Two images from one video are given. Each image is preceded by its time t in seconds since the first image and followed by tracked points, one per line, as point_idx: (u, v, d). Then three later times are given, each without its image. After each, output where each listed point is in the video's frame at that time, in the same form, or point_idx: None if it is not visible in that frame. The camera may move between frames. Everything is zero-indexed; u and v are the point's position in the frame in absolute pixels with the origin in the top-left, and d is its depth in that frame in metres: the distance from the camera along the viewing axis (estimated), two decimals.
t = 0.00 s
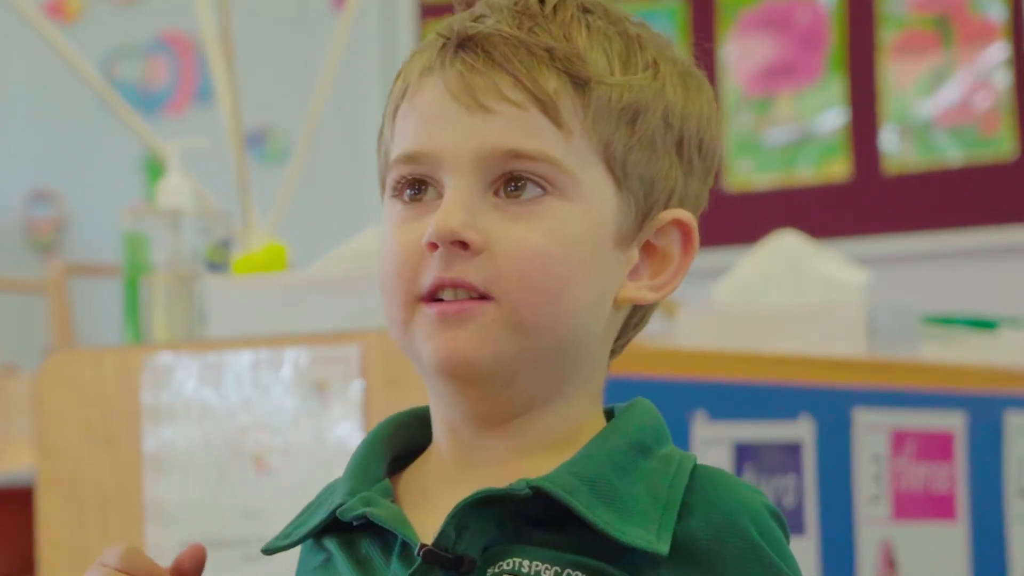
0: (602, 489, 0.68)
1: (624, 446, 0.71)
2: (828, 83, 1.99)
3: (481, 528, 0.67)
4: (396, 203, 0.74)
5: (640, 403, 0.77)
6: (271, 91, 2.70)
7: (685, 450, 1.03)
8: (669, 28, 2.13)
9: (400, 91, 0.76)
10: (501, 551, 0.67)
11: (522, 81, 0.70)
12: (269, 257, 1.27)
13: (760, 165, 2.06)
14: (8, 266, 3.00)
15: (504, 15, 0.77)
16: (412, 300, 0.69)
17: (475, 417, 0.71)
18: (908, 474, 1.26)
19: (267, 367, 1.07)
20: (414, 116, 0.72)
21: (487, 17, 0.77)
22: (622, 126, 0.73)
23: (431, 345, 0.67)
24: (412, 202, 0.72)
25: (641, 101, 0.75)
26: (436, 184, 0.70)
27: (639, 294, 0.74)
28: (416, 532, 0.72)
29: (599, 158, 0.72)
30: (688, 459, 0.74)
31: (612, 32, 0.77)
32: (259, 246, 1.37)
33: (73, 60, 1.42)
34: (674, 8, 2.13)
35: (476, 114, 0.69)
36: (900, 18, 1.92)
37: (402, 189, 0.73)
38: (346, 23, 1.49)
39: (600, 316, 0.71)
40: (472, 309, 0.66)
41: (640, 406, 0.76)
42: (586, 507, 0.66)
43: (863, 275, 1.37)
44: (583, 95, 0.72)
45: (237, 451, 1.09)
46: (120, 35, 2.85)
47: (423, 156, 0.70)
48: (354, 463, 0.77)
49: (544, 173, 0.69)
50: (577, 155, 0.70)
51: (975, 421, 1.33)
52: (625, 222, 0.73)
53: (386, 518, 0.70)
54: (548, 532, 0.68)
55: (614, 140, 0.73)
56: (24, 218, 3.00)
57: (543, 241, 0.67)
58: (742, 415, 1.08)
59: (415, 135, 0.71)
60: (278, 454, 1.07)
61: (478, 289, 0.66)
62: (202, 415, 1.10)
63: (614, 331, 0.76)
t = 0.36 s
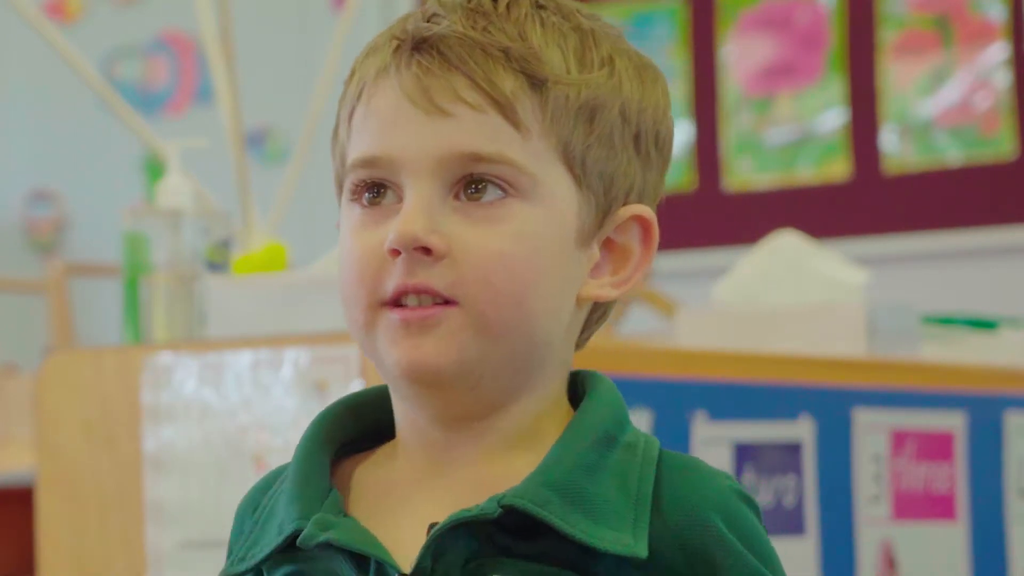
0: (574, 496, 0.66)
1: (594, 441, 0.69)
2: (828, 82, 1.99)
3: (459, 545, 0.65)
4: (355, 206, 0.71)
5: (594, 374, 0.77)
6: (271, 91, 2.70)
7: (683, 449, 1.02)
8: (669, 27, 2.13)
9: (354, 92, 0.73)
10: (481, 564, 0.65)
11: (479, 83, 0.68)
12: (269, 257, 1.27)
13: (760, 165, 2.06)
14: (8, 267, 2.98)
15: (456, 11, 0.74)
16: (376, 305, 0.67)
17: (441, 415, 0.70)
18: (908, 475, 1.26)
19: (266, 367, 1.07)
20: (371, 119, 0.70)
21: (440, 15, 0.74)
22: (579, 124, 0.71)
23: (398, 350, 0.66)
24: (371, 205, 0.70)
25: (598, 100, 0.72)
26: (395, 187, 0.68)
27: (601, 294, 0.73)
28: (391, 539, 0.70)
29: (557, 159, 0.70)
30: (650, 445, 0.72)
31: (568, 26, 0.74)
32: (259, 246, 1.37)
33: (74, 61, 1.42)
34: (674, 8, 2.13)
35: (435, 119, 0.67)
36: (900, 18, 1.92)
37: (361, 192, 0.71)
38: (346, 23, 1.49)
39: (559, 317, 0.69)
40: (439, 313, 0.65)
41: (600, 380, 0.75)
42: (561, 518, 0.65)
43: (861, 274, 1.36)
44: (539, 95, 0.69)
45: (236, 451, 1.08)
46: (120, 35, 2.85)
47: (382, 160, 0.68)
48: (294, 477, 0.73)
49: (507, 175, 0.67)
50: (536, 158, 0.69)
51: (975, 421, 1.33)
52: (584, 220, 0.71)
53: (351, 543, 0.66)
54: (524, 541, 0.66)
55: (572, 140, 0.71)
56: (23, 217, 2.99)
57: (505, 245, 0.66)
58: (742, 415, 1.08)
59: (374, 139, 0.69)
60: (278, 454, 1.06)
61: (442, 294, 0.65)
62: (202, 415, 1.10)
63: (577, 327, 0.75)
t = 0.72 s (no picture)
0: (579, 490, 0.66)
1: (601, 438, 0.69)
2: (827, 83, 1.99)
3: (462, 537, 0.65)
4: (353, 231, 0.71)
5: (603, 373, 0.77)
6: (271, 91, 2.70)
7: (683, 448, 1.02)
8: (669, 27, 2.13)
9: (345, 113, 0.72)
10: (488, 557, 0.65)
11: (462, 108, 0.66)
12: (269, 257, 1.27)
13: (760, 165, 2.06)
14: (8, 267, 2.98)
15: (437, 27, 0.72)
16: (381, 334, 0.67)
17: (460, 425, 0.70)
18: (908, 474, 1.26)
19: (266, 367, 1.06)
20: (361, 147, 0.69)
21: (421, 33, 0.72)
22: (572, 133, 0.69)
23: (405, 381, 0.66)
24: (371, 230, 0.69)
25: (589, 104, 0.70)
26: (392, 214, 0.68)
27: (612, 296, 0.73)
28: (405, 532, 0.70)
29: (549, 171, 0.68)
30: (660, 443, 0.72)
31: (549, 30, 0.72)
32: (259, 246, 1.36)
33: (73, 60, 1.42)
34: (674, 8, 2.13)
35: (422, 149, 0.66)
36: (900, 18, 1.92)
37: (359, 217, 0.70)
38: (346, 23, 1.49)
39: (571, 326, 0.69)
40: (444, 345, 0.65)
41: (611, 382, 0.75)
42: (567, 511, 0.65)
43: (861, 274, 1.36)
44: (526, 110, 0.67)
45: (236, 451, 1.08)
46: (120, 35, 2.85)
47: (375, 190, 0.67)
48: (309, 468, 0.73)
49: (501, 198, 0.66)
50: (528, 175, 0.67)
51: (974, 420, 1.33)
52: (583, 229, 0.70)
53: (361, 534, 0.66)
54: (532, 535, 0.66)
55: (565, 150, 0.69)
56: (24, 218, 2.98)
57: (506, 266, 0.65)
58: (742, 415, 1.08)
59: (366, 167, 0.68)
60: (277, 454, 1.06)
61: (445, 323, 0.65)
62: (202, 415, 1.10)
63: (588, 330, 0.74)
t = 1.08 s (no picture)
0: (586, 497, 0.65)
1: (610, 444, 0.68)
2: (827, 83, 1.99)
3: (467, 548, 0.64)
4: (379, 224, 0.70)
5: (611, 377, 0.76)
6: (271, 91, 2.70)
7: (684, 448, 1.02)
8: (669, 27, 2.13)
9: (374, 105, 0.71)
10: (493, 566, 0.64)
11: (497, 112, 0.66)
12: (269, 257, 1.27)
13: (760, 166, 2.06)
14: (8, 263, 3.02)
15: (475, 26, 0.71)
16: (397, 333, 0.66)
17: (462, 429, 0.69)
18: (908, 474, 1.26)
19: (267, 367, 1.06)
20: (390, 141, 0.68)
21: (458, 30, 0.71)
22: (604, 143, 0.69)
23: (416, 377, 0.66)
24: (398, 225, 0.68)
25: (624, 113, 0.70)
26: (419, 212, 0.67)
27: (629, 304, 0.72)
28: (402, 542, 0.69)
29: (580, 181, 0.68)
30: (665, 447, 0.72)
31: (589, 36, 0.71)
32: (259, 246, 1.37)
33: (73, 61, 1.42)
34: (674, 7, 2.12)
35: (455, 151, 0.65)
36: (900, 18, 1.92)
37: (384, 211, 0.69)
38: (346, 23, 1.49)
39: (588, 330, 0.69)
40: (457, 345, 0.64)
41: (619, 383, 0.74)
42: (574, 521, 0.64)
43: (860, 274, 1.36)
44: (561, 117, 0.67)
45: (236, 452, 1.08)
46: (120, 36, 2.85)
47: (402, 187, 0.67)
48: (312, 473, 0.73)
49: (530, 205, 0.66)
50: (560, 185, 0.67)
51: (974, 419, 1.33)
52: (608, 237, 0.70)
53: (368, 545, 0.65)
54: (537, 542, 0.65)
55: (596, 159, 0.68)
56: (23, 219, 3.01)
57: (530, 274, 0.65)
58: (742, 417, 1.08)
59: (395, 162, 0.67)
60: (278, 454, 1.06)
61: (459, 330, 0.64)
62: (202, 415, 1.10)
63: (604, 338, 0.74)
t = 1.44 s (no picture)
0: (618, 504, 0.66)
1: (643, 449, 0.69)
2: (826, 83, 1.99)
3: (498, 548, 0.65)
4: (411, 224, 0.70)
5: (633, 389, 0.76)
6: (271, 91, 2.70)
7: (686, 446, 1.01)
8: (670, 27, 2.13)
9: (410, 106, 0.71)
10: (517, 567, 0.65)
11: (532, 115, 0.66)
12: (269, 257, 1.27)
13: (760, 165, 2.06)
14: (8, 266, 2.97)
15: (515, 30, 0.71)
16: (425, 328, 0.66)
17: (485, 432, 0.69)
18: (908, 474, 1.26)
19: (267, 367, 1.06)
20: (425, 138, 0.68)
21: (499, 34, 0.72)
22: (638, 152, 0.69)
23: (444, 373, 0.66)
24: (432, 226, 0.68)
25: (661, 121, 0.70)
26: (452, 212, 0.67)
27: (658, 311, 0.72)
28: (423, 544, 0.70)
29: (613, 189, 0.68)
30: (693, 456, 0.73)
31: (629, 44, 0.71)
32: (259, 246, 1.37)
33: (73, 60, 1.42)
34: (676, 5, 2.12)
35: (490, 152, 0.65)
36: (900, 18, 1.92)
37: (417, 210, 0.69)
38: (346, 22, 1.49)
39: (616, 335, 0.69)
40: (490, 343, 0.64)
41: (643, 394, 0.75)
42: (609, 527, 0.65)
43: (863, 277, 1.38)
44: (596, 123, 0.67)
45: (236, 452, 1.08)
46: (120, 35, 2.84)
47: (437, 184, 0.67)
48: (328, 475, 0.73)
49: (561, 210, 0.66)
50: (593, 191, 0.67)
51: (974, 420, 1.33)
52: (638, 243, 0.70)
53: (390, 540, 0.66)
54: (564, 544, 0.66)
55: (631, 166, 0.68)
56: (24, 218, 2.98)
57: (560, 280, 0.65)
58: (744, 417, 1.08)
59: (428, 161, 0.67)
60: (279, 454, 1.06)
61: (491, 327, 0.64)
62: (202, 415, 1.10)
63: (630, 343, 0.74)
